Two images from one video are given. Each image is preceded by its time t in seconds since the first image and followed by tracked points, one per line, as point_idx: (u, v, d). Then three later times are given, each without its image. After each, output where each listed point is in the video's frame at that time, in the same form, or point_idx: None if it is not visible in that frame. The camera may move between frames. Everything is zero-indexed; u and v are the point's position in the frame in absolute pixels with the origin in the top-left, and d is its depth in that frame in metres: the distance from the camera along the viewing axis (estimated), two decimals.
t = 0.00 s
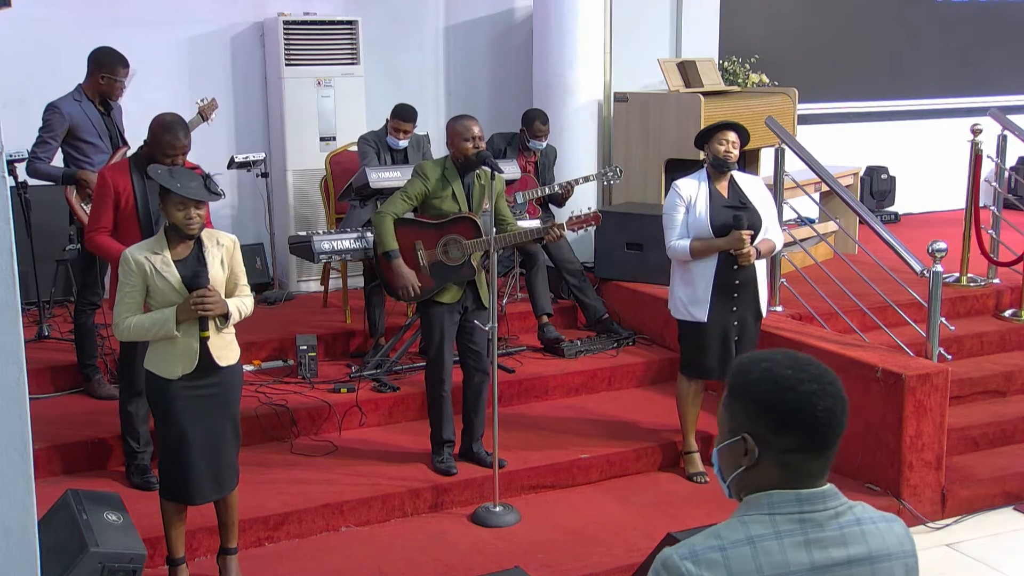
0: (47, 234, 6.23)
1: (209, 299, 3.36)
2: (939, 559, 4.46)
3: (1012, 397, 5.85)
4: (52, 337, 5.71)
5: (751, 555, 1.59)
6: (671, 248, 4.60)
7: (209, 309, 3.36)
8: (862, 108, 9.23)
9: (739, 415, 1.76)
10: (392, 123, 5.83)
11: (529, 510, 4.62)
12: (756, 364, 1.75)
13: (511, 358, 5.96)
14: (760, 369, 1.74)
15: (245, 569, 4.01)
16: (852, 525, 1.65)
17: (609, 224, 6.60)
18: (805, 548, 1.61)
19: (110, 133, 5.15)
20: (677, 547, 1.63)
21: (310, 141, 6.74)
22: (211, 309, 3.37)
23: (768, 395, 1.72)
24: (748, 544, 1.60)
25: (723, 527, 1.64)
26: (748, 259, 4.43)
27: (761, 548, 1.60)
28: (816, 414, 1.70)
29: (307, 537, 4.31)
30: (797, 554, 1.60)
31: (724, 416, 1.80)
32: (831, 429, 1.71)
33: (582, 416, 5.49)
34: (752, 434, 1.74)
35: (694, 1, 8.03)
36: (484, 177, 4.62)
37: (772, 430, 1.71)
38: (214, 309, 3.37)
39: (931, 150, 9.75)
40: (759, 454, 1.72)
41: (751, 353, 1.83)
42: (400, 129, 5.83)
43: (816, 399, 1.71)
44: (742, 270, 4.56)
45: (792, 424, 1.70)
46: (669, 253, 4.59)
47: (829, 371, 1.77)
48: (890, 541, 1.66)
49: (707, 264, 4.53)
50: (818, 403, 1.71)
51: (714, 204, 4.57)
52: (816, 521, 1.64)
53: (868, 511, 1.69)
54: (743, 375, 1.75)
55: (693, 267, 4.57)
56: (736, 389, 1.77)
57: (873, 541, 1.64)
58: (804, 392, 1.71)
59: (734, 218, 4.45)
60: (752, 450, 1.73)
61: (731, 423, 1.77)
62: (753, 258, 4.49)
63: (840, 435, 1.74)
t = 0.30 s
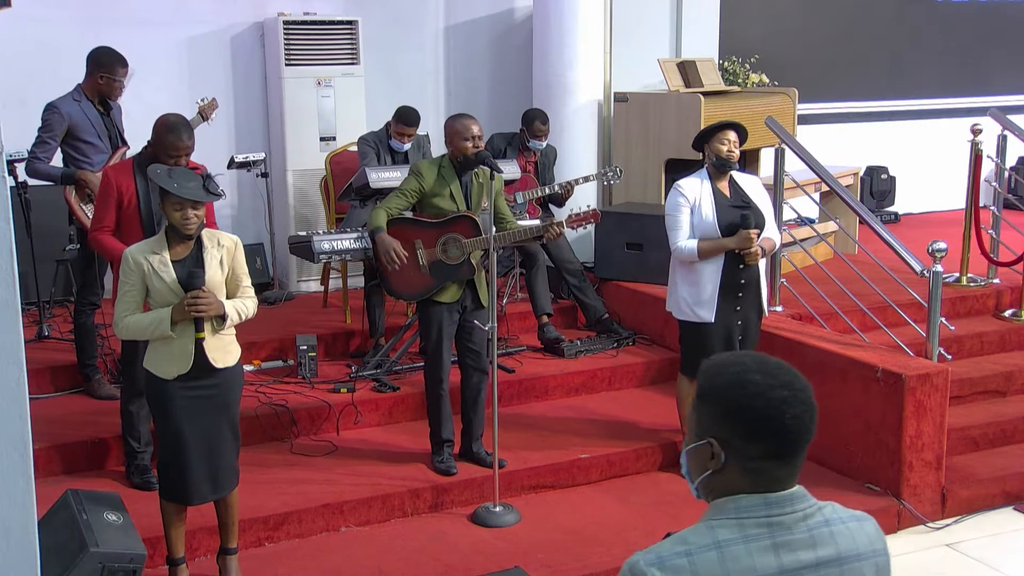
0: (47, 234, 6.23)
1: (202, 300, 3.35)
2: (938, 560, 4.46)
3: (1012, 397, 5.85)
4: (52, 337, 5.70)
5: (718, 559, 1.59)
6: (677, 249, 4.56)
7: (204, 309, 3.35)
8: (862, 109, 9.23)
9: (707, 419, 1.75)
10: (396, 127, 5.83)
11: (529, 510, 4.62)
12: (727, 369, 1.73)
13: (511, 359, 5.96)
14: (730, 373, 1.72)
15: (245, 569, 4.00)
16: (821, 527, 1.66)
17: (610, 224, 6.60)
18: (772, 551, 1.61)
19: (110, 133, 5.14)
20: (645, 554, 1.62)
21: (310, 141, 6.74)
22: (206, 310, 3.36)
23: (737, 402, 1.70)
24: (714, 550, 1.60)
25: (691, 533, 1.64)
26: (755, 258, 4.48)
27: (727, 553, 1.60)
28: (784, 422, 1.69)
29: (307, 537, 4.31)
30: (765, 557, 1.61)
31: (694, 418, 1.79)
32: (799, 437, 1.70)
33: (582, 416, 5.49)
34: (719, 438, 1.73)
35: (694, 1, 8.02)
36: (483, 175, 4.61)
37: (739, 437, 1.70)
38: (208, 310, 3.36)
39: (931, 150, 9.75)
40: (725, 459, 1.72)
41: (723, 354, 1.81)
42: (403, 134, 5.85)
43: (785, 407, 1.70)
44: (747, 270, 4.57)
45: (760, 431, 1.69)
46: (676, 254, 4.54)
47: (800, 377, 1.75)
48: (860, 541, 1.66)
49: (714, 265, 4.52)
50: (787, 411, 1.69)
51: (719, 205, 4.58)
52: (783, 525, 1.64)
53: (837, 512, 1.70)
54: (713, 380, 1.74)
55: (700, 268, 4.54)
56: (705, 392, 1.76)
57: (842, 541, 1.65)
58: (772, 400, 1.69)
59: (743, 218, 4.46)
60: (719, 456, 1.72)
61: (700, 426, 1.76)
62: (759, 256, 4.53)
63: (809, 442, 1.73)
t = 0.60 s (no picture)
0: (47, 234, 6.23)
1: (203, 301, 3.36)
2: (938, 560, 4.46)
3: (1012, 397, 5.85)
4: (52, 337, 5.71)
5: (665, 568, 1.50)
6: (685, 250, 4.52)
7: (205, 310, 3.35)
8: (862, 109, 9.23)
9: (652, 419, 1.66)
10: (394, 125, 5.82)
11: (529, 510, 4.62)
12: (673, 371, 1.63)
13: (511, 358, 5.96)
14: (672, 377, 1.62)
15: (245, 570, 4.01)
16: (776, 533, 1.57)
17: (610, 224, 6.60)
18: (721, 560, 1.52)
19: (109, 133, 5.15)
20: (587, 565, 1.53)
21: (310, 140, 6.74)
22: (207, 310, 3.36)
23: (666, 407, 1.60)
24: (660, 558, 1.51)
25: (636, 541, 1.55)
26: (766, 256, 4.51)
27: (674, 562, 1.50)
28: (709, 436, 1.56)
29: (307, 537, 4.31)
30: (714, 567, 1.51)
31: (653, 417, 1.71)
32: (730, 460, 1.57)
33: (583, 416, 5.48)
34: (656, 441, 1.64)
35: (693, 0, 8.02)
36: (481, 175, 4.61)
37: (667, 443, 1.60)
38: (209, 310, 3.37)
39: (931, 150, 9.75)
40: (658, 462, 1.63)
41: (695, 355, 1.69)
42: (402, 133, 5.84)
43: (711, 426, 1.57)
44: (753, 269, 4.60)
45: (682, 444, 1.58)
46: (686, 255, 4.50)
47: (749, 398, 1.60)
48: (819, 547, 1.58)
49: (724, 265, 4.53)
50: (712, 426, 1.57)
51: (727, 205, 4.57)
52: (734, 532, 1.54)
53: (795, 518, 1.61)
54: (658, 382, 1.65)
55: (710, 268, 4.54)
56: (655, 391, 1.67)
57: (798, 548, 1.56)
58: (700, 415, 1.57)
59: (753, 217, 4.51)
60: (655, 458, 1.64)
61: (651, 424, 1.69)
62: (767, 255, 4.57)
63: (747, 460, 1.58)
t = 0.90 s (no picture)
0: (47, 234, 6.23)
1: (210, 300, 3.37)
2: (937, 560, 4.46)
3: (1012, 397, 5.85)
4: (52, 337, 5.70)
5: (617, 570, 1.50)
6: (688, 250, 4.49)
7: (211, 309, 3.36)
8: (861, 109, 9.23)
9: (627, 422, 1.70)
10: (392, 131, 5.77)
11: (528, 510, 4.62)
12: (645, 373, 1.68)
13: (511, 359, 5.95)
14: (642, 377, 1.66)
15: (244, 569, 4.00)
16: (741, 543, 1.54)
17: (610, 224, 6.60)
18: (677, 567, 1.50)
19: (109, 133, 5.14)
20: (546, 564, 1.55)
21: (310, 140, 6.74)
22: (213, 309, 3.37)
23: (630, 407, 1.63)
24: (615, 560, 1.51)
25: (596, 541, 1.55)
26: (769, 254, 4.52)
27: (628, 565, 1.50)
28: (665, 437, 1.58)
29: (307, 537, 4.31)
30: (668, 573, 1.50)
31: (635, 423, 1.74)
32: (689, 462, 1.57)
33: (582, 416, 5.48)
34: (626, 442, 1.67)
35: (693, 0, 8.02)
36: (477, 175, 4.63)
37: (632, 443, 1.63)
38: (215, 309, 3.38)
39: (931, 150, 9.75)
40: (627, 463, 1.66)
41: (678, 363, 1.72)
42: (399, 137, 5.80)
43: (670, 426, 1.59)
44: (756, 269, 4.61)
45: (643, 442, 1.60)
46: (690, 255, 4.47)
47: (714, 404, 1.61)
48: (784, 561, 1.54)
49: (729, 264, 4.53)
50: (669, 427, 1.59)
51: (730, 205, 4.58)
52: (693, 539, 1.53)
53: (766, 530, 1.58)
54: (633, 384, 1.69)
55: (715, 268, 4.52)
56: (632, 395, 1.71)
57: (762, 560, 1.53)
58: (661, 414, 1.60)
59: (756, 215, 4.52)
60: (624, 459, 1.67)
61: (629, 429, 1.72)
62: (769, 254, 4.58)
63: (707, 466, 1.58)
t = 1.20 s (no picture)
0: (47, 234, 6.23)
1: (213, 299, 3.37)
2: (937, 560, 4.46)
3: (1012, 397, 5.85)
4: (52, 337, 5.70)
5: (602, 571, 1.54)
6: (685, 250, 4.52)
7: (215, 309, 3.37)
8: (861, 109, 9.23)
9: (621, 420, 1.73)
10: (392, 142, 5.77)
11: (528, 510, 4.62)
12: (639, 374, 1.70)
13: (511, 359, 5.95)
14: (635, 379, 1.69)
15: (244, 570, 4.00)
16: (726, 546, 1.58)
17: (610, 224, 6.60)
18: (661, 568, 1.55)
19: (109, 133, 5.14)
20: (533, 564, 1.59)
21: (310, 140, 6.74)
22: (216, 309, 3.38)
23: (622, 408, 1.66)
24: (600, 561, 1.55)
25: (582, 542, 1.59)
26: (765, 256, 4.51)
27: (612, 566, 1.54)
28: (655, 441, 1.61)
29: (307, 537, 4.31)
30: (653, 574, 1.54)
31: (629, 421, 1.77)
32: (678, 465, 1.60)
33: (582, 416, 5.48)
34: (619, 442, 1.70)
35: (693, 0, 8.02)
36: (473, 176, 4.64)
37: (623, 443, 1.66)
38: (219, 309, 3.39)
39: (931, 150, 9.75)
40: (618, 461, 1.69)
41: (673, 365, 1.75)
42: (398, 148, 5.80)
43: (660, 429, 1.62)
44: (754, 269, 4.60)
45: (633, 445, 1.63)
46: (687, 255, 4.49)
47: (705, 409, 1.64)
48: (770, 563, 1.58)
49: (725, 264, 4.52)
50: (660, 430, 1.62)
51: (727, 205, 4.57)
52: (677, 541, 1.57)
53: (752, 532, 1.61)
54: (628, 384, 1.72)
55: (712, 268, 4.52)
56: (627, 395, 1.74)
57: (747, 563, 1.57)
58: (652, 417, 1.63)
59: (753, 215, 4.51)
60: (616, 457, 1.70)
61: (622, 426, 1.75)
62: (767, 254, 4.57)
63: (696, 471, 1.61)
